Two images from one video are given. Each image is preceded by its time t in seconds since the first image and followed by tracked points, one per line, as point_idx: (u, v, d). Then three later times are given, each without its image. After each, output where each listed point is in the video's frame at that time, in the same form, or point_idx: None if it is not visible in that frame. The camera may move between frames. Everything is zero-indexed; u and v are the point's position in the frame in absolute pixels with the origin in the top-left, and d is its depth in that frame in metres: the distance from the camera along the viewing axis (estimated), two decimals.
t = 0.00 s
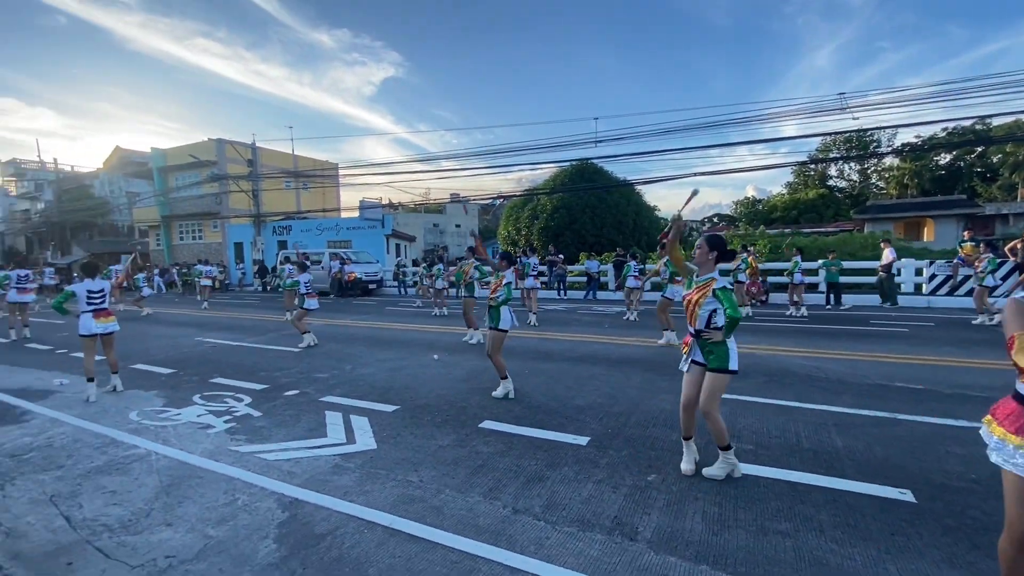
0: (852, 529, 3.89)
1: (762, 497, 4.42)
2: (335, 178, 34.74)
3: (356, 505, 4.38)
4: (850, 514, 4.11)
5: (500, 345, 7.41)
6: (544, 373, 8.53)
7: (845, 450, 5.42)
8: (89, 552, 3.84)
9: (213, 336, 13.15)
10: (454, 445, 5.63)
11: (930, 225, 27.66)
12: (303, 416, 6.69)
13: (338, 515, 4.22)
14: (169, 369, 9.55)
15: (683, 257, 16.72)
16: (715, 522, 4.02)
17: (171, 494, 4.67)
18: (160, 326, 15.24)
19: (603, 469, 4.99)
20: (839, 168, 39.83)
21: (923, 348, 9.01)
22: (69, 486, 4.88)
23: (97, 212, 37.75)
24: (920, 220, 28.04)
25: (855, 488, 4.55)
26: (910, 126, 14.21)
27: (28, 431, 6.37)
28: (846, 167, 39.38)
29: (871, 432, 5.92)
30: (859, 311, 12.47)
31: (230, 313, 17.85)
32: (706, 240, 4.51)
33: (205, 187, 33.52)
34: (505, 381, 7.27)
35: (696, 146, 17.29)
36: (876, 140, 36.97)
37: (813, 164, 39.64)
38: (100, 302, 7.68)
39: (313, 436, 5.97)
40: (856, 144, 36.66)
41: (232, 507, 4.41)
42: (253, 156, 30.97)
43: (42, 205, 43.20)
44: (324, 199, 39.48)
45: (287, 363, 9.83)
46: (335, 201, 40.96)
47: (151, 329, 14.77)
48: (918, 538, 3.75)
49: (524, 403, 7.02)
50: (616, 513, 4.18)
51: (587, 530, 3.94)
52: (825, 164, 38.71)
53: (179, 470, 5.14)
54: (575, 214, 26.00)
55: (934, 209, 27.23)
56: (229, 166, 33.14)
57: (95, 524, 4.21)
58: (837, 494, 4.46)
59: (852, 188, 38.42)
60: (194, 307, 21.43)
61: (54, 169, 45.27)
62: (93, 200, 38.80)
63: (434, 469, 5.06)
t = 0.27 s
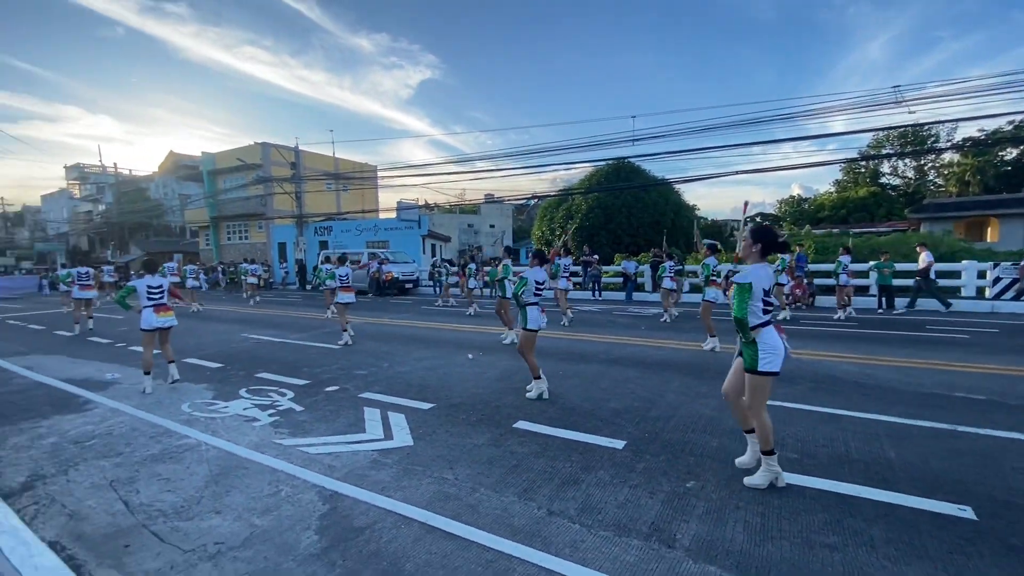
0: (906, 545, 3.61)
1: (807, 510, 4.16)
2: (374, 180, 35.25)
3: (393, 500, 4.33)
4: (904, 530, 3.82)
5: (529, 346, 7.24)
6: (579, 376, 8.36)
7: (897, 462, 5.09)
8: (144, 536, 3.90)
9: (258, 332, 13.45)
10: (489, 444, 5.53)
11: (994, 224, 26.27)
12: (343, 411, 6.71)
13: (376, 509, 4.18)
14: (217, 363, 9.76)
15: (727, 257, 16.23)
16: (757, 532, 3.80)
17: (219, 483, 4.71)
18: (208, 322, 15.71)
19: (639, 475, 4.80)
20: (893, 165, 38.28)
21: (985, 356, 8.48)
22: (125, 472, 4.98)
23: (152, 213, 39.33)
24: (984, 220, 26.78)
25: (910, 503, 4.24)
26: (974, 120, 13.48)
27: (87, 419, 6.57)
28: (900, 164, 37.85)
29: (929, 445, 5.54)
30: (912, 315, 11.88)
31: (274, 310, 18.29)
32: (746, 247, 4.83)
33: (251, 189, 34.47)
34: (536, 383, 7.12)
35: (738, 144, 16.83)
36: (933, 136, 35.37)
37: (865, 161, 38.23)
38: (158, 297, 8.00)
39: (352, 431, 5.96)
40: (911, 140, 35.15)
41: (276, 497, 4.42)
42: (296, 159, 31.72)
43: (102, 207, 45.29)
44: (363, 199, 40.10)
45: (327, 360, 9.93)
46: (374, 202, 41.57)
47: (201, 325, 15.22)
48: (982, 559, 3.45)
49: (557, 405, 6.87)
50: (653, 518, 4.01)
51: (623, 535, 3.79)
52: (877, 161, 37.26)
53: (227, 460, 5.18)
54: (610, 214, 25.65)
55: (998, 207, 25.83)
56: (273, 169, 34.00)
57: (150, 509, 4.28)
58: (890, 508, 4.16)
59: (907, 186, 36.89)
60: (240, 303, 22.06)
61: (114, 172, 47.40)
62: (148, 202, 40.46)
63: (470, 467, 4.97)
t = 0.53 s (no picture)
0: (964, 564, 3.33)
1: (852, 522, 3.90)
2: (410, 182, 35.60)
3: (428, 497, 4.26)
4: (960, 547, 3.53)
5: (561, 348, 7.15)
6: (615, 377, 8.18)
7: (952, 475, 4.77)
8: (192, 522, 3.94)
9: (300, 329, 13.69)
10: (521, 444, 5.42)
11: None
12: (379, 407, 6.71)
13: (411, 505, 4.12)
14: (260, 359, 9.94)
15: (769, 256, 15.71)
16: (800, 545, 3.59)
17: (262, 474, 4.73)
18: (252, 319, 16.09)
19: (675, 480, 4.61)
20: (948, 162, 36.60)
21: None
22: (175, 461, 5.05)
23: (199, 214, 40.68)
24: None
25: (967, 518, 3.92)
26: None
27: (140, 409, 6.72)
28: (956, 160, 36.14)
29: (987, 458, 5.18)
30: (967, 320, 11.27)
31: (313, 307, 18.62)
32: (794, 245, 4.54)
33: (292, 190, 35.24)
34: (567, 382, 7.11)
35: (780, 141, 16.32)
36: (994, 130, 33.66)
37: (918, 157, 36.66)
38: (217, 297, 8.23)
39: (387, 427, 5.93)
40: (969, 134, 33.53)
41: (315, 489, 4.41)
42: (335, 161, 32.30)
43: (155, 208, 47.13)
44: (399, 200, 40.53)
45: (364, 357, 9.99)
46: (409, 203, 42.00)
47: (245, 321, 15.60)
48: None
49: (588, 408, 6.67)
50: (690, 525, 3.83)
51: (659, 541, 3.63)
52: (932, 157, 35.68)
53: (269, 452, 5.20)
54: (646, 213, 25.21)
55: None
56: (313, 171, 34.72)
57: (198, 497, 4.32)
58: (945, 523, 3.86)
59: (964, 183, 35.20)
60: (282, 301, 22.57)
61: (166, 174, 49.25)
62: (197, 203, 41.86)
63: (503, 466, 4.87)
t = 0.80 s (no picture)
0: None
1: (900, 535, 3.62)
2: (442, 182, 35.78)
3: (460, 494, 4.17)
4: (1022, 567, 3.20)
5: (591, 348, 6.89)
6: (649, 379, 7.96)
7: (1014, 489, 4.40)
8: (234, 511, 3.94)
9: (336, 326, 13.84)
10: (553, 445, 5.27)
11: None
12: (413, 404, 6.68)
13: (443, 502, 4.04)
14: (298, 354, 10.05)
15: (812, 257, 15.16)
16: (844, 558, 3.34)
17: (300, 466, 4.71)
18: (291, 315, 16.40)
19: (711, 486, 4.38)
20: (1006, 157, 34.87)
21: None
22: (218, 452, 5.08)
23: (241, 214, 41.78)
24: None
25: None
26: None
27: (187, 401, 6.83)
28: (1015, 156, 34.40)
29: None
30: None
31: (350, 305, 18.88)
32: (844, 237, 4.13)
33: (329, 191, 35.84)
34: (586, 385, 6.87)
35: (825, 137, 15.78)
36: None
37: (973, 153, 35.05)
38: (257, 293, 8.31)
39: (419, 424, 5.86)
40: None
41: (351, 483, 4.37)
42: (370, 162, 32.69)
43: (200, 208, 48.64)
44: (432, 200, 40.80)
45: (398, 355, 10.00)
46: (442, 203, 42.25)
47: (284, 318, 15.86)
48: None
49: (626, 408, 6.57)
50: (726, 533, 3.63)
51: (694, 549, 3.45)
52: (988, 153, 34.05)
53: (307, 446, 5.19)
54: (680, 212, 24.76)
55: None
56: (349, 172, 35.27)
57: (240, 487, 4.33)
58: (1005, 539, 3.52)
59: None
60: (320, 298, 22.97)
61: (212, 176, 50.83)
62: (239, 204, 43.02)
63: (535, 467, 4.73)
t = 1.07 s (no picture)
0: None
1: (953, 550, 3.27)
2: (472, 183, 35.81)
3: (488, 493, 4.02)
4: None
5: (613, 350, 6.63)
6: (683, 381, 7.67)
7: None
8: (270, 502, 3.91)
9: (368, 324, 13.89)
10: (583, 446, 5.00)
11: None
12: (442, 402, 6.57)
13: (471, 500, 3.90)
14: (331, 351, 10.09)
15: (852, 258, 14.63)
16: (890, 574, 3.04)
17: (333, 460, 4.65)
18: (323, 314, 16.56)
19: (744, 492, 4.06)
20: None
21: None
22: (256, 444, 5.06)
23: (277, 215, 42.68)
24: None
25: None
26: None
27: (226, 395, 6.90)
28: None
29: None
30: None
31: (381, 304, 18.99)
32: (877, 242, 3.76)
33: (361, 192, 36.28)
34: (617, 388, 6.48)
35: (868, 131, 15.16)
36: None
37: None
38: (287, 292, 8.33)
39: (448, 422, 5.74)
40: None
41: (382, 479, 4.28)
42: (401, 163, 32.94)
43: (238, 209, 49.86)
44: (460, 200, 40.83)
45: (427, 353, 9.92)
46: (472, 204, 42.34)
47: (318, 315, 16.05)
48: None
49: (649, 411, 6.14)
50: (760, 541, 3.39)
51: (727, 557, 3.22)
52: None
53: (340, 441, 5.13)
54: (713, 211, 24.24)
55: None
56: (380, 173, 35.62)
57: (275, 479, 4.30)
58: None
59: None
60: (352, 297, 23.19)
61: (250, 178, 52.06)
62: (275, 205, 43.92)
63: (563, 467, 4.52)
